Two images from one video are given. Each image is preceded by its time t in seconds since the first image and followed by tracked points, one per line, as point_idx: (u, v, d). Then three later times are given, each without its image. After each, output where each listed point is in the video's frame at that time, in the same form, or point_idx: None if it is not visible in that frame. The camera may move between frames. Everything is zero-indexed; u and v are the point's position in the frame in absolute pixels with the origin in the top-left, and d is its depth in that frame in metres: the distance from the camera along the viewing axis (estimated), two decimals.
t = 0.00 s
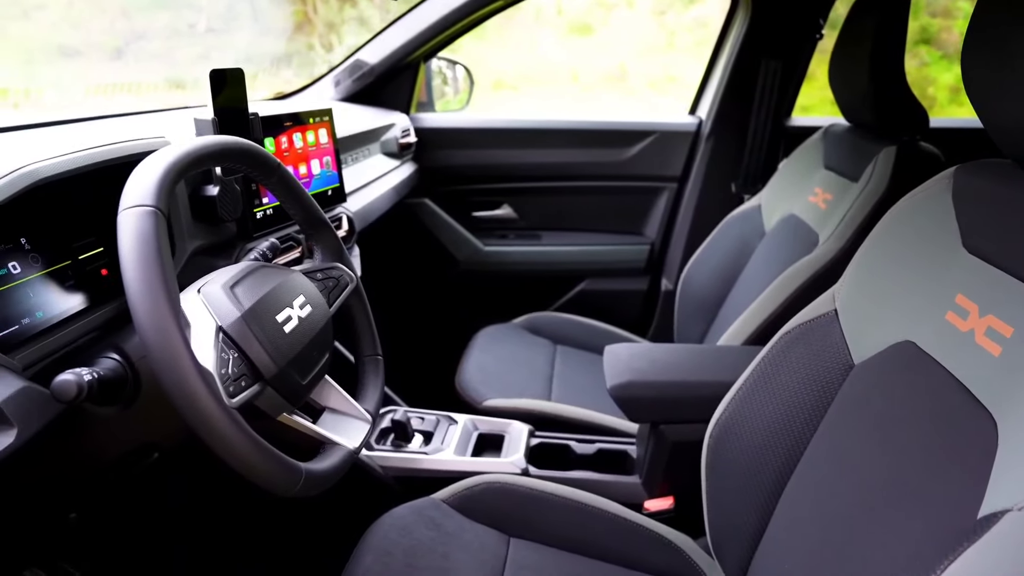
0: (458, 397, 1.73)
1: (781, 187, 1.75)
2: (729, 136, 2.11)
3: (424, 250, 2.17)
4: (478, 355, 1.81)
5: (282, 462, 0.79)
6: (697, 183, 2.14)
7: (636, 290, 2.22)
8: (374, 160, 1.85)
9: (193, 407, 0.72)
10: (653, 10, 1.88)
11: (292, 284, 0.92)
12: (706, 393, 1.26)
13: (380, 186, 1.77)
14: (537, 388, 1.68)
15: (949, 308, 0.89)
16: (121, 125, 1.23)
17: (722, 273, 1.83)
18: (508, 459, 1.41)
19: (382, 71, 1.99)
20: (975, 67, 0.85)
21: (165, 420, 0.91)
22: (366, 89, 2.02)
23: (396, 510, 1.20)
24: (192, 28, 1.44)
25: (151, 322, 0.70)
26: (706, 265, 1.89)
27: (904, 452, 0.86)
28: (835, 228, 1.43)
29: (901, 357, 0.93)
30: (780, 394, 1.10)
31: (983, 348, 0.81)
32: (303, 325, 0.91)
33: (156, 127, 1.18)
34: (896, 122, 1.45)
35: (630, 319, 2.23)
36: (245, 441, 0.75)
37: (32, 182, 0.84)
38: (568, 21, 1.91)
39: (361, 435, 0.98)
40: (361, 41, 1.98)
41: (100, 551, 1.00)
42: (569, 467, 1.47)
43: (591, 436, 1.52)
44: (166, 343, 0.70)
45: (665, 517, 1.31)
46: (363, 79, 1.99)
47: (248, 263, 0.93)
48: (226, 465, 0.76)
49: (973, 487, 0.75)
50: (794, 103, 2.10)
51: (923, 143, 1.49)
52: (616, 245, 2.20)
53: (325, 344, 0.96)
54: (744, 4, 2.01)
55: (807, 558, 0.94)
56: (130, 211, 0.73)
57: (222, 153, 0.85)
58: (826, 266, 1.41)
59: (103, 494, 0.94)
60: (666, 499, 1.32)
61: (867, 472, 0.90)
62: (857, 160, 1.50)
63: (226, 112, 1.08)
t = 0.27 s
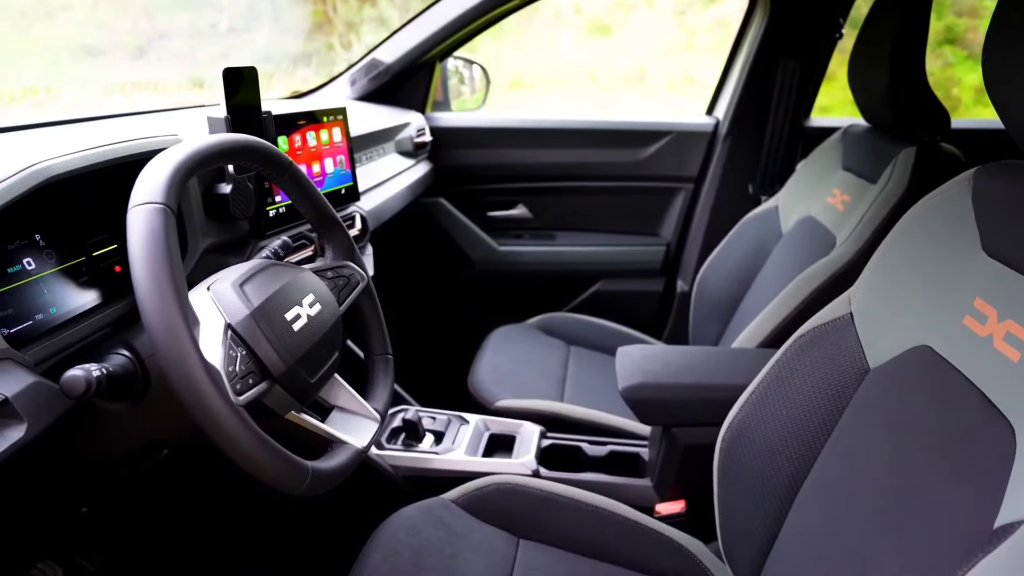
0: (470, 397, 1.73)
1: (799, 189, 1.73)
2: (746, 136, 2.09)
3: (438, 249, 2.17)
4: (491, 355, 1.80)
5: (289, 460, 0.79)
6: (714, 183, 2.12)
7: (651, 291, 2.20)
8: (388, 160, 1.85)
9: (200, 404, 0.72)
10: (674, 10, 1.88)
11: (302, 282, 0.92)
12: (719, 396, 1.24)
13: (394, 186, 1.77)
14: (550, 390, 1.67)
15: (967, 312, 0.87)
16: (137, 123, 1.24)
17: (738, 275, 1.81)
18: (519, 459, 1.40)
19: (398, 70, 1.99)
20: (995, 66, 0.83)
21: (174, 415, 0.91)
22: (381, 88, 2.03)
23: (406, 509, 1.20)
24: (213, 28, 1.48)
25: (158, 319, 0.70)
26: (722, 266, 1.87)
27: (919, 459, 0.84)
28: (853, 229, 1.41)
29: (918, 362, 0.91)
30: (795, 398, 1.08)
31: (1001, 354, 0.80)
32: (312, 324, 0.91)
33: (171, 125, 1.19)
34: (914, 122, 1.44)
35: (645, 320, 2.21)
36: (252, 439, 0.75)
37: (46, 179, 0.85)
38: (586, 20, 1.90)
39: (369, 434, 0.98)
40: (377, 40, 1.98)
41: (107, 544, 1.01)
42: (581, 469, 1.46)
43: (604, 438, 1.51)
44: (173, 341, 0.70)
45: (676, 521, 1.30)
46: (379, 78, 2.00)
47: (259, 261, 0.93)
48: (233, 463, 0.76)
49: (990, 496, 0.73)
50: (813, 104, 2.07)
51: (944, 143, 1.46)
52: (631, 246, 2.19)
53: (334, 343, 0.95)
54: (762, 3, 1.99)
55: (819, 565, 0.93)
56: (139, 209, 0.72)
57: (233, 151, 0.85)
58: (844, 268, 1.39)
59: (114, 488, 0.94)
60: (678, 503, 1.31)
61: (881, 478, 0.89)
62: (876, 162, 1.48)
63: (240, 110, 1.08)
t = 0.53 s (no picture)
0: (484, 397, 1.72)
1: (820, 191, 1.70)
2: (766, 137, 2.06)
3: (454, 249, 2.16)
4: (505, 356, 1.79)
5: (297, 459, 0.78)
6: (734, 184, 2.09)
7: (669, 293, 2.18)
8: (405, 158, 1.84)
9: (208, 402, 0.71)
10: (697, 11, 1.87)
11: (313, 280, 0.92)
12: (734, 400, 1.22)
13: (410, 185, 1.76)
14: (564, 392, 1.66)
15: (992, 317, 0.85)
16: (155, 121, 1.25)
17: (757, 277, 1.79)
18: (532, 461, 1.39)
19: (415, 69, 1.99)
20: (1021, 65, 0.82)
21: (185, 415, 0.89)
22: (399, 87, 2.03)
23: (416, 509, 1.19)
24: (239, 28, 1.46)
25: (167, 315, 0.70)
26: (741, 269, 1.84)
27: (940, 467, 0.82)
28: (875, 231, 1.39)
29: (939, 368, 0.89)
30: (813, 403, 1.06)
31: None
32: (322, 322, 0.90)
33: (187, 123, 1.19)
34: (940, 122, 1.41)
35: (662, 322, 2.19)
36: (260, 438, 0.74)
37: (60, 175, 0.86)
38: (608, 21, 1.90)
39: (379, 433, 0.97)
40: (395, 40, 1.99)
41: (104, 523, 1.02)
42: (594, 472, 1.44)
43: (618, 441, 1.49)
44: (181, 337, 0.70)
45: (690, 527, 1.28)
46: (397, 77, 2.01)
47: (270, 259, 0.93)
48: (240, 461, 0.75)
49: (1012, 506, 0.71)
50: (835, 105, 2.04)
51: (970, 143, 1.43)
52: (648, 247, 2.16)
53: (345, 341, 0.95)
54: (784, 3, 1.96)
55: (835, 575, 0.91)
56: (149, 205, 0.72)
57: (245, 147, 0.84)
58: (866, 271, 1.36)
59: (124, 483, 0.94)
60: (691, 508, 1.29)
61: (899, 487, 0.87)
62: (899, 163, 1.45)
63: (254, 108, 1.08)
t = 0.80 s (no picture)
0: (498, 398, 1.71)
1: (842, 192, 1.67)
2: (787, 137, 2.03)
3: (471, 249, 2.16)
4: (520, 356, 1.78)
5: (302, 457, 0.78)
6: (753, 186, 2.07)
7: (686, 295, 2.15)
8: (422, 157, 1.84)
9: (213, 398, 0.71)
10: (721, 12, 1.84)
11: (323, 278, 0.92)
12: (749, 404, 1.20)
13: (426, 184, 1.76)
14: (578, 393, 1.65)
15: (1017, 322, 0.82)
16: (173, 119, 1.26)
17: (776, 280, 1.76)
18: (543, 463, 1.38)
19: (433, 69, 1.99)
20: None
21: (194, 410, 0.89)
22: (417, 86, 2.03)
23: (426, 509, 1.19)
24: (263, 28, 1.47)
25: (172, 311, 0.69)
26: (760, 271, 1.81)
27: (957, 476, 0.80)
28: (897, 233, 1.36)
29: (960, 374, 0.87)
30: (829, 408, 1.04)
31: None
32: (331, 320, 0.90)
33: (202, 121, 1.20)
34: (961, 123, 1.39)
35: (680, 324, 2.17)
36: (265, 435, 0.74)
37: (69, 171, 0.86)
38: (630, 21, 1.87)
39: (387, 433, 0.97)
40: (413, 39, 1.99)
41: (113, 516, 1.02)
42: (607, 475, 1.43)
43: (631, 443, 1.47)
44: (187, 333, 0.69)
45: (703, 532, 1.26)
46: (415, 76, 2.01)
47: (281, 256, 0.93)
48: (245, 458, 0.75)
49: None
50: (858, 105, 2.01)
51: (995, 144, 1.40)
52: (666, 248, 2.14)
53: (355, 340, 0.95)
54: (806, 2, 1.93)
55: None
56: (157, 201, 0.72)
57: (256, 144, 0.84)
58: (888, 273, 1.34)
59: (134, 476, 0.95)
60: (705, 513, 1.27)
61: (916, 494, 0.84)
62: (923, 164, 1.42)
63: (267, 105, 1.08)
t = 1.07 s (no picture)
0: (510, 399, 1.70)
1: (861, 193, 1.64)
2: (805, 138, 2.00)
3: (487, 249, 2.16)
4: (533, 357, 1.77)
5: (305, 457, 0.78)
6: (771, 187, 2.04)
7: (702, 297, 2.13)
8: (436, 157, 1.84)
9: (216, 397, 0.71)
10: (743, 12, 1.86)
11: (331, 277, 0.92)
12: (762, 408, 1.18)
13: (440, 183, 1.76)
14: (590, 395, 1.64)
15: None
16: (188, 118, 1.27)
17: (793, 282, 1.74)
18: (554, 465, 1.37)
19: (449, 68, 1.99)
20: None
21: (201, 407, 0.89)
22: (432, 86, 2.03)
23: (435, 510, 1.18)
24: (287, 30, 1.49)
25: (176, 309, 0.70)
26: (776, 273, 1.79)
27: (972, 484, 0.78)
28: (916, 234, 1.34)
29: (977, 380, 0.85)
30: (843, 414, 1.02)
31: None
32: (338, 319, 0.90)
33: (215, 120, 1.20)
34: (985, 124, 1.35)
35: (695, 326, 2.14)
36: (268, 434, 0.74)
37: (75, 168, 0.86)
38: (652, 21, 1.86)
39: (394, 433, 0.96)
40: (429, 39, 1.99)
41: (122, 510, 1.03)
42: (618, 478, 1.41)
43: (643, 446, 1.45)
44: (190, 332, 0.70)
45: (714, 537, 1.25)
46: (430, 76, 2.00)
47: (290, 254, 0.93)
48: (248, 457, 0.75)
49: None
50: (878, 105, 1.98)
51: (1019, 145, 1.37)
52: (682, 249, 2.12)
53: (362, 339, 0.94)
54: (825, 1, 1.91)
55: None
56: (162, 198, 0.72)
57: (264, 143, 0.84)
58: (907, 276, 1.31)
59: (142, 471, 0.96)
60: (716, 517, 1.25)
61: (928, 502, 0.83)
62: (943, 165, 1.39)
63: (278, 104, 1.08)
